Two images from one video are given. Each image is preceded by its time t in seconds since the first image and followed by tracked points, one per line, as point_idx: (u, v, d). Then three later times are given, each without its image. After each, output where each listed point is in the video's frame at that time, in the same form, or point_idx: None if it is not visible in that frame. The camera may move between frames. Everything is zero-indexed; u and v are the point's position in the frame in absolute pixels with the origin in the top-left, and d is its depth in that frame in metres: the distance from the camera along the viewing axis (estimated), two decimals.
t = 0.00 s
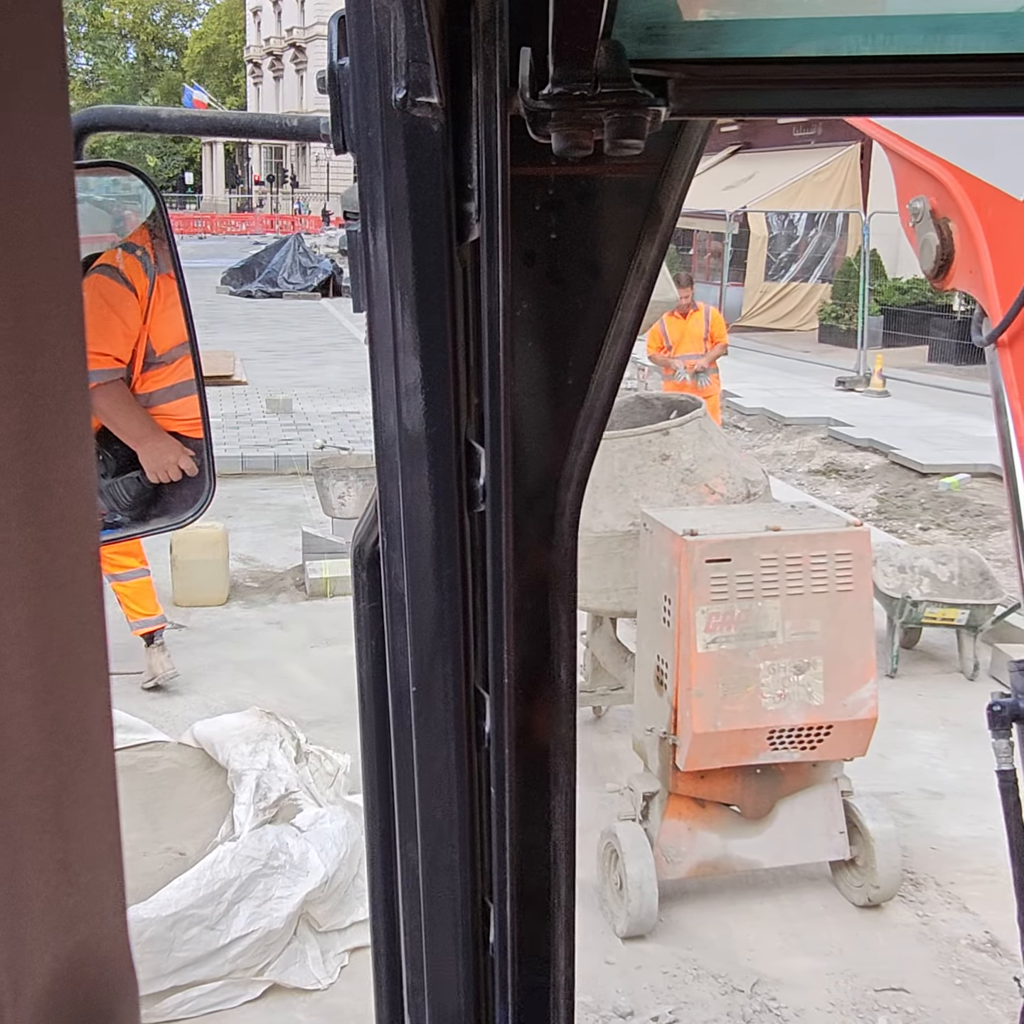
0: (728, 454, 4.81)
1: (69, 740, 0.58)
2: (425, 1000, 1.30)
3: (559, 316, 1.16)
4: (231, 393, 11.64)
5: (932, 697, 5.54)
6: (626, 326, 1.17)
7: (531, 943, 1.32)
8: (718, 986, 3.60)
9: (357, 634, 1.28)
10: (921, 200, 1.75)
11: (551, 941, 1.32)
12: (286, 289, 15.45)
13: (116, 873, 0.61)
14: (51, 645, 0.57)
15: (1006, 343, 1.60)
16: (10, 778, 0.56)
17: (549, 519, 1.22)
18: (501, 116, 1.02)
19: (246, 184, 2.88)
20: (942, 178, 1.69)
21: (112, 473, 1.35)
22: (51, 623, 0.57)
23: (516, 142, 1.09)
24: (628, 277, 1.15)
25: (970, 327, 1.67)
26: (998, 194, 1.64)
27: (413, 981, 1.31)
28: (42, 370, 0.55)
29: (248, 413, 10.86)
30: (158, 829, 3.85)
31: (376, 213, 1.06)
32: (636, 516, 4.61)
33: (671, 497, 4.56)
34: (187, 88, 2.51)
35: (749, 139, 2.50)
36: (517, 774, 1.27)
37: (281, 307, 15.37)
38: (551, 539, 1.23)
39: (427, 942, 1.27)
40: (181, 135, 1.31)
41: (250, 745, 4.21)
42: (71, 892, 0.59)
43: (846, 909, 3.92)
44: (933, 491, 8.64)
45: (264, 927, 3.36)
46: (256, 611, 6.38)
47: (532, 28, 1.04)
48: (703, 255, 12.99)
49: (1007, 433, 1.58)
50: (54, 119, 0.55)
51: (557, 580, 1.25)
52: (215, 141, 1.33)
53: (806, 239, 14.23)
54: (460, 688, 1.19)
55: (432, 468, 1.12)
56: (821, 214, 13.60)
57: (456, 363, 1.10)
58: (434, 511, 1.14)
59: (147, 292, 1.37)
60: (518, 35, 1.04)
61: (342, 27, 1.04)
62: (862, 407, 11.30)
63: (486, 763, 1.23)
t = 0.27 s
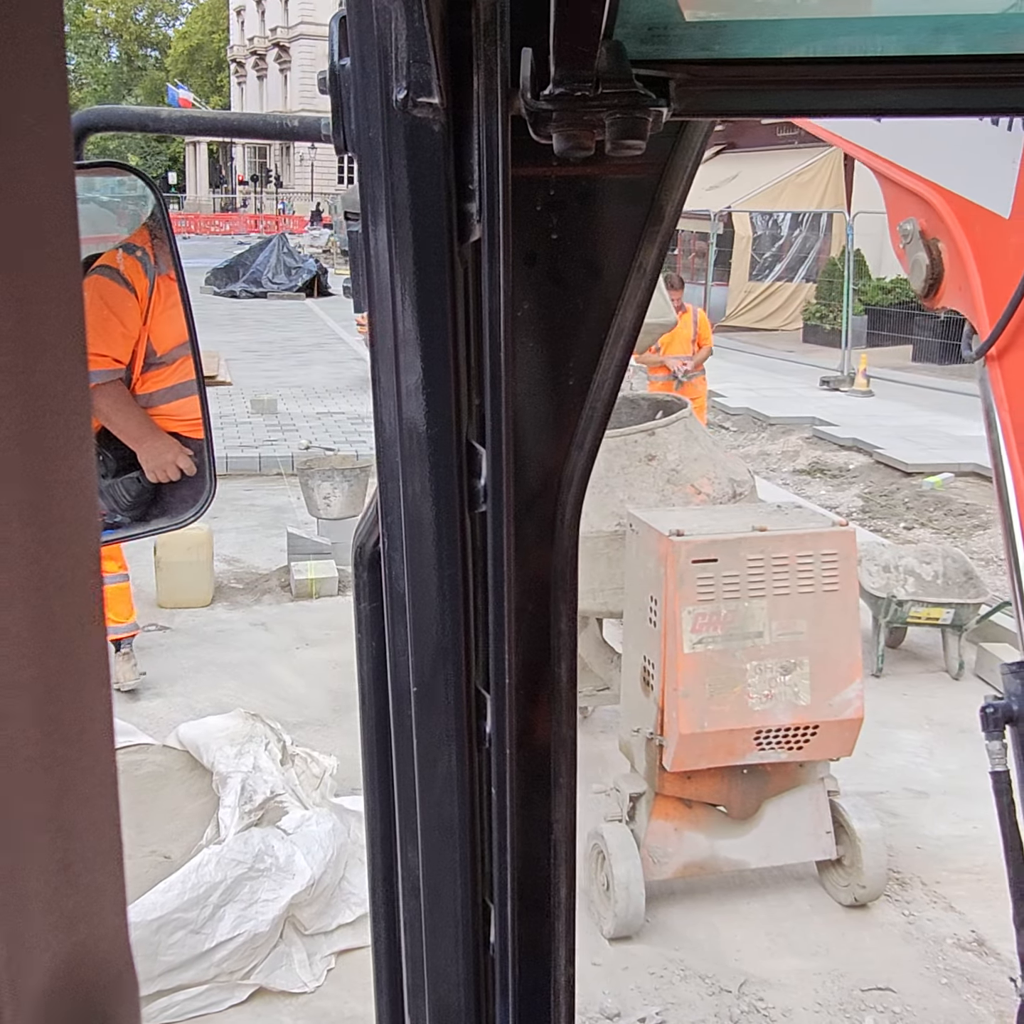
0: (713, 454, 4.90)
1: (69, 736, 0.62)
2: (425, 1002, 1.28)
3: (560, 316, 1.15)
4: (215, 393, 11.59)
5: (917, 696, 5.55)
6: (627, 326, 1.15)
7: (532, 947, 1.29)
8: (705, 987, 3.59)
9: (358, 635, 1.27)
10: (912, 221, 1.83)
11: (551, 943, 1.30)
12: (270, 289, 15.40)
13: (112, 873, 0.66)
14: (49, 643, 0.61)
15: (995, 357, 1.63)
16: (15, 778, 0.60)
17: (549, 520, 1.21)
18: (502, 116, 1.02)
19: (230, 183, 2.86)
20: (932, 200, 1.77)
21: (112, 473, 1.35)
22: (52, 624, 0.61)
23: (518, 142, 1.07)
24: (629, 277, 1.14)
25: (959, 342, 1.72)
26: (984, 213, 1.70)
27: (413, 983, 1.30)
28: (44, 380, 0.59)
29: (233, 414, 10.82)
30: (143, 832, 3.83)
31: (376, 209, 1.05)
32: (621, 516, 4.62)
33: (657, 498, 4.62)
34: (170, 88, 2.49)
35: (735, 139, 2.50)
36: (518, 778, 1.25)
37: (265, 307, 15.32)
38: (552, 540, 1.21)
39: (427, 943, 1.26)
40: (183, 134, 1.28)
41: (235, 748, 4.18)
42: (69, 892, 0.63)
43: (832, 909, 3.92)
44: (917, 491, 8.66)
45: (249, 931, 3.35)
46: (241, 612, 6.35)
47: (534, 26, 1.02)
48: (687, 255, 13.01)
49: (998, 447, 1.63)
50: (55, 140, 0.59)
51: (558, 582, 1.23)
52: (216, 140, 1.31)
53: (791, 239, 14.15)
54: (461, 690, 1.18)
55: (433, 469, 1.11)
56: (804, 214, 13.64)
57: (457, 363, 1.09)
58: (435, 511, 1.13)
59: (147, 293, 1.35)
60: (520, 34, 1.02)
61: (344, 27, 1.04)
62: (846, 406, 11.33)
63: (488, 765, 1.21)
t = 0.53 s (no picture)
0: (702, 453, 4.94)
1: (60, 737, 0.62)
2: (416, 1002, 1.28)
3: (551, 316, 1.15)
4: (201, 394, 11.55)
5: (904, 695, 5.57)
6: (618, 326, 1.15)
7: (524, 947, 1.29)
8: (694, 987, 3.60)
9: (349, 634, 1.27)
10: (895, 236, 2.03)
11: (543, 944, 1.29)
12: (257, 289, 15.36)
13: (103, 875, 0.65)
14: (42, 644, 0.61)
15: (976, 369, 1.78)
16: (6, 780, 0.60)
17: (541, 520, 1.21)
18: (492, 117, 1.01)
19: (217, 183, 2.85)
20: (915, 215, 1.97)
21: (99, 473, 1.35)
22: (40, 623, 0.61)
23: (509, 142, 1.07)
24: (620, 277, 1.15)
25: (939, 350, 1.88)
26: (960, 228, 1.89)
27: (404, 983, 1.30)
28: (32, 380, 0.59)
29: (219, 414, 10.78)
30: (130, 835, 3.81)
31: (367, 209, 1.05)
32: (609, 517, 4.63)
33: (646, 497, 4.61)
34: (156, 87, 2.48)
35: (723, 140, 2.51)
36: (511, 779, 1.25)
37: (252, 307, 15.28)
38: (543, 540, 1.21)
39: (417, 945, 1.25)
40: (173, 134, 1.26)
41: (223, 749, 4.16)
42: (60, 894, 0.63)
43: (821, 908, 3.93)
44: (903, 490, 8.68)
45: (238, 933, 3.33)
46: (228, 613, 6.33)
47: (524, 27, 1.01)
48: (675, 255, 13.02)
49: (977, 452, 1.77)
50: (43, 134, 0.59)
51: (549, 581, 1.23)
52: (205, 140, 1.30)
53: (777, 239, 14.10)
54: (451, 690, 1.18)
55: (423, 469, 1.11)
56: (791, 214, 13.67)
57: (448, 363, 1.09)
58: (425, 511, 1.13)
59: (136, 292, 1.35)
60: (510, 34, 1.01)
61: (334, 28, 1.05)
62: (833, 406, 11.36)
63: (479, 764, 1.21)
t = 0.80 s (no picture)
0: (692, 453, 4.95)
1: (50, 737, 0.62)
2: (405, 1002, 1.28)
3: (540, 316, 1.15)
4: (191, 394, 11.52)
5: (894, 694, 5.58)
6: (606, 326, 1.16)
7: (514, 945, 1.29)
8: (684, 986, 3.60)
9: (338, 634, 1.27)
10: (879, 239, 2.05)
11: (533, 940, 1.30)
12: (247, 289, 15.33)
13: (91, 873, 0.66)
14: (29, 646, 0.61)
15: (958, 368, 1.80)
16: None
17: (530, 519, 1.21)
18: (479, 115, 1.01)
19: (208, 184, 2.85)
20: (898, 218, 1.98)
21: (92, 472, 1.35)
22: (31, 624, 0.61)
23: (497, 142, 1.07)
24: (608, 276, 1.15)
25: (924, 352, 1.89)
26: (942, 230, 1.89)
27: (394, 983, 1.30)
28: (23, 388, 0.59)
29: (209, 414, 10.76)
30: (120, 836, 3.80)
31: (354, 207, 1.05)
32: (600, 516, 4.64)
33: (637, 497, 4.65)
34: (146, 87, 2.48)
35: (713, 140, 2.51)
36: (500, 778, 1.25)
37: (242, 307, 15.25)
38: (532, 539, 1.22)
39: (407, 945, 1.25)
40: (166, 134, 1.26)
41: (214, 750, 4.15)
42: (50, 895, 0.63)
43: (811, 907, 3.94)
44: (893, 490, 8.70)
45: (229, 933, 3.33)
46: (218, 614, 6.32)
47: (510, 27, 1.02)
48: (665, 255, 13.03)
49: (962, 452, 1.79)
50: (34, 138, 0.59)
51: (538, 580, 1.23)
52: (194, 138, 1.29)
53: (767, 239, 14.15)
54: (441, 689, 1.18)
55: (411, 468, 1.11)
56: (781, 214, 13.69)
57: (436, 362, 1.09)
58: (414, 510, 1.13)
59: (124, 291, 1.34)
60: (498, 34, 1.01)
61: (322, 28, 1.05)
62: (823, 406, 11.38)
63: (468, 763, 1.21)
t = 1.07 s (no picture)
0: (683, 453, 4.97)
1: (41, 737, 0.62)
2: (402, 1002, 1.28)
3: (535, 316, 1.15)
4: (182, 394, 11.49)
5: (885, 693, 5.59)
6: (601, 327, 1.16)
7: (510, 947, 1.28)
8: (676, 986, 3.60)
9: (333, 633, 1.27)
10: (869, 246, 2.05)
11: (529, 945, 1.29)
12: (238, 288, 15.29)
13: (85, 876, 0.65)
14: (22, 647, 0.61)
15: (949, 373, 1.81)
16: None
17: (525, 520, 1.21)
18: (474, 116, 1.00)
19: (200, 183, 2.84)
20: (888, 225, 1.98)
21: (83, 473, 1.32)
22: (24, 624, 0.61)
23: (492, 142, 1.07)
24: (603, 276, 1.15)
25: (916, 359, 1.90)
26: (937, 237, 1.88)
27: (390, 984, 1.30)
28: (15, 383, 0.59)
29: (200, 414, 10.72)
30: (110, 837, 3.78)
31: (350, 207, 1.05)
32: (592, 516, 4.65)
33: (628, 497, 4.62)
34: (137, 86, 2.47)
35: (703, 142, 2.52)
36: (495, 778, 1.24)
37: (233, 307, 15.21)
38: (527, 540, 1.22)
39: (403, 946, 1.25)
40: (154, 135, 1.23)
41: (205, 751, 4.13)
42: (43, 896, 0.63)
43: (802, 906, 3.94)
44: (884, 490, 8.72)
45: (220, 935, 3.32)
46: (209, 615, 6.30)
47: (504, 29, 1.02)
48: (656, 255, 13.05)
49: (953, 457, 1.79)
50: (25, 137, 0.59)
51: (534, 580, 1.23)
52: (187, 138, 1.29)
53: (759, 238, 14.04)
54: (436, 690, 1.17)
55: (407, 468, 1.11)
56: (772, 214, 13.72)
57: (431, 362, 1.08)
58: (410, 510, 1.13)
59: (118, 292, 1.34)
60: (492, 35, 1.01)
61: (317, 28, 1.05)
62: (814, 406, 11.40)
63: (464, 764, 1.21)
